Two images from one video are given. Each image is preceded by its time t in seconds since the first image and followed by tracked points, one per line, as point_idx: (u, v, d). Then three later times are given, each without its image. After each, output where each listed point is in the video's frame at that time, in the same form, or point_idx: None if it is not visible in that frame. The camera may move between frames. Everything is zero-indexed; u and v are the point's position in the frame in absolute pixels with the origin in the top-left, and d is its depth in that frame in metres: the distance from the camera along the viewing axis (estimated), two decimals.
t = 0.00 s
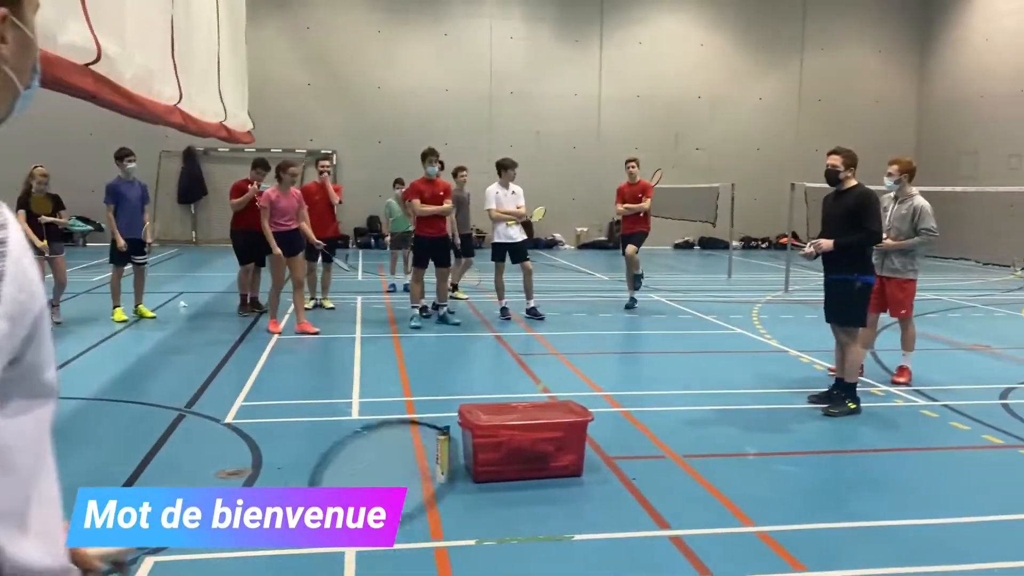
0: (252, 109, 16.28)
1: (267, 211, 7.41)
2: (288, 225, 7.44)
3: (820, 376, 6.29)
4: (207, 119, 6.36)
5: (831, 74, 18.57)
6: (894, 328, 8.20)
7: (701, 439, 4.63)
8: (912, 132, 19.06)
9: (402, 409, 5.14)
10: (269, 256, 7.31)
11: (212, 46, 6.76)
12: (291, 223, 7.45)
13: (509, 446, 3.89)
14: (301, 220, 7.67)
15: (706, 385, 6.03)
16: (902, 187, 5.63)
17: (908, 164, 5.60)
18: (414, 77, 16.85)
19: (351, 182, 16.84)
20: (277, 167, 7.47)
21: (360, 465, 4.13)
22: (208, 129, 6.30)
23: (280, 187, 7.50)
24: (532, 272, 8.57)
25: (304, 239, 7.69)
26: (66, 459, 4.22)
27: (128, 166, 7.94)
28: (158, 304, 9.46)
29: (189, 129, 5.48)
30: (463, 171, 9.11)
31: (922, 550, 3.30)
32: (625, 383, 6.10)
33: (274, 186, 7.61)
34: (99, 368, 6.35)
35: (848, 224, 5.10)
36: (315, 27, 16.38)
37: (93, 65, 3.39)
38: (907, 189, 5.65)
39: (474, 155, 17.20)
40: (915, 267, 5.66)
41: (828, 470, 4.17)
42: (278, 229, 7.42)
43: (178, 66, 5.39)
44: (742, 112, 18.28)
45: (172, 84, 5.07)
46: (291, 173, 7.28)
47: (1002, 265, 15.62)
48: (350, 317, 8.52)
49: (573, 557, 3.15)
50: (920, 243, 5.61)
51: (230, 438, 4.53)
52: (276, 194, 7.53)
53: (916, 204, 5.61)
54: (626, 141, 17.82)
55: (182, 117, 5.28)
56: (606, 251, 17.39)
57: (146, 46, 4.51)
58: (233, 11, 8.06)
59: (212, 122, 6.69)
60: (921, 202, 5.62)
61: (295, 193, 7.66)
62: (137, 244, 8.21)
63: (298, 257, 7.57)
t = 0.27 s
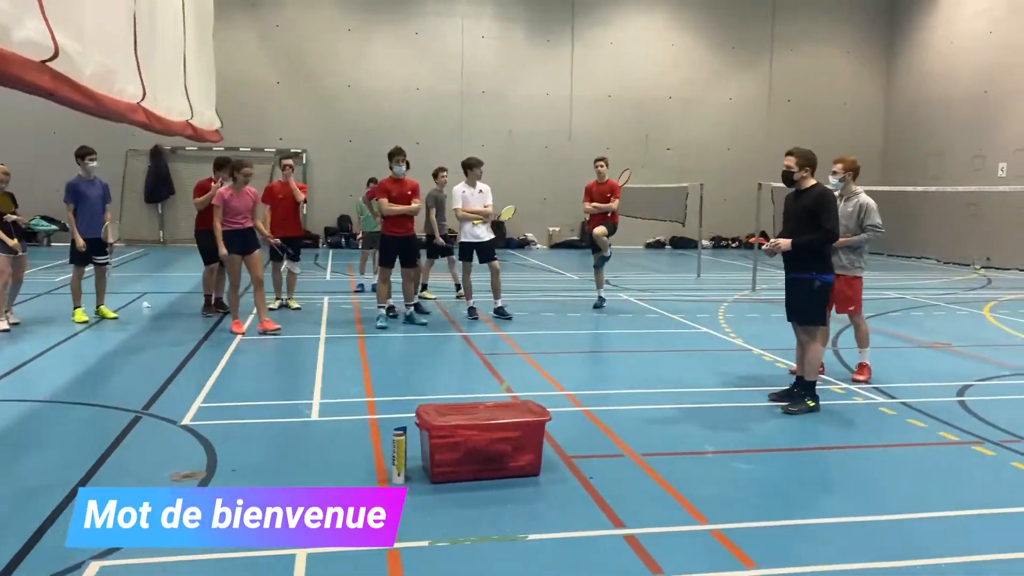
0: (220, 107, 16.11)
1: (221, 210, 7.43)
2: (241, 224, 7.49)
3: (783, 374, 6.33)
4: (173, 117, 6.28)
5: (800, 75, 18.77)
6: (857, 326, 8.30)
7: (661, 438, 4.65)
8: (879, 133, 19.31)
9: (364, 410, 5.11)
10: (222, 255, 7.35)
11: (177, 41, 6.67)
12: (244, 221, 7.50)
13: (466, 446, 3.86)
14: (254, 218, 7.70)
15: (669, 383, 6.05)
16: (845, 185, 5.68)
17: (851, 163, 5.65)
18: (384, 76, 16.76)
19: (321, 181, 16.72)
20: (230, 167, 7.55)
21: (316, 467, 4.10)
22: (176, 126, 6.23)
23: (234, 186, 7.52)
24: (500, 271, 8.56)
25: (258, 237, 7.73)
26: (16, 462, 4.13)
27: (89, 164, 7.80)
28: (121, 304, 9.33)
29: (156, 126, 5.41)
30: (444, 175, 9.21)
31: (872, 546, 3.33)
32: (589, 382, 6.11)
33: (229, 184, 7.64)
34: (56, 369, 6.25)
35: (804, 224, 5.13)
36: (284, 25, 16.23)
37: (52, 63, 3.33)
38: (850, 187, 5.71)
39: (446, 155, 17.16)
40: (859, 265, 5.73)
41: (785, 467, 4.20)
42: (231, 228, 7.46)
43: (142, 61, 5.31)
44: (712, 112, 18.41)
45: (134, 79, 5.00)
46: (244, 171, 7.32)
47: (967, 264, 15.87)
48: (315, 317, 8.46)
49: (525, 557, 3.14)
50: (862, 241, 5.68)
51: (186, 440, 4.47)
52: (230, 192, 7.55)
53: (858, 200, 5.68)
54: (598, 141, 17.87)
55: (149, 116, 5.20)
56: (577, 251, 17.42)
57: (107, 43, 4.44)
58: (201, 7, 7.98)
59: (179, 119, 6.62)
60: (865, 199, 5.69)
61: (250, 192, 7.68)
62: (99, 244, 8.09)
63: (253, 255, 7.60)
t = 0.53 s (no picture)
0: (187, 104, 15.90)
1: (180, 207, 7.34)
2: (203, 222, 7.41)
3: (750, 369, 6.37)
4: (139, 114, 6.20)
5: (769, 73, 18.91)
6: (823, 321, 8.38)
7: (627, 434, 4.65)
8: (847, 130, 19.52)
9: (329, 409, 5.07)
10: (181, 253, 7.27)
11: (142, 38, 6.56)
12: (205, 219, 7.41)
13: (429, 444, 3.82)
14: (216, 215, 7.62)
15: (637, 379, 6.07)
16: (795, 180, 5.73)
17: (799, 161, 5.74)
18: (354, 73, 16.66)
19: (290, 179, 16.59)
20: (191, 164, 7.45)
21: (279, 466, 4.05)
22: (141, 125, 6.12)
23: (194, 184, 7.44)
24: (469, 269, 8.52)
25: (220, 234, 7.65)
26: None
27: (50, 162, 7.67)
28: (84, 304, 9.18)
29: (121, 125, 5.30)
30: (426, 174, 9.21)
31: (832, 538, 3.36)
32: (558, 378, 6.11)
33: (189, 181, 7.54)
34: (15, 369, 6.13)
35: (768, 220, 5.17)
36: (253, 21, 16.05)
37: (7, 56, 3.27)
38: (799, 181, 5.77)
39: (416, 153, 17.10)
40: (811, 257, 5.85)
41: (749, 461, 4.22)
42: (192, 226, 7.39)
43: (104, 58, 5.21)
44: (682, 110, 18.52)
45: (96, 74, 4.91)
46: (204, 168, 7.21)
47: (932, 259, 16.10)
48: (283, 316, 8.38)
49: (487, 555, 3.12)
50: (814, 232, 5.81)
51: (146, 442, 4.39)
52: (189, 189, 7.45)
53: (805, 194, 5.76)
54: (569, 138, 17.90)
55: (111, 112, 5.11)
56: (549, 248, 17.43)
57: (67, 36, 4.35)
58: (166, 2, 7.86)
59: (146, 118, 6.50)
60: (815, 192, 5.77)
61: (212, 189, 7.60)
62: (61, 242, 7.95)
63: (216, 252, 7.53)
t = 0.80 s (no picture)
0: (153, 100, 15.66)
1: (143, 204, 7.21)
2: (167, 220, 7.28)
3: (720, 363, 6.39)
4: (102, 110, 6.08)
5: (738, 69, 19.02)
6: (792, 315, 8.43)
7: (597, 429, 4.65)
8: (815, 126, 19.70)
9: (297, 409, 5.01)
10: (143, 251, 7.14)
11: (105, 32, 6.43)
12: (168, 216, 7.28)
13: (398, 443, 3.78)
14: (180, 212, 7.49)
15: (608, 375, 6.07)
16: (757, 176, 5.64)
17: (762, 154, 5.72)
18: (324, 69, 16.51)
19: (259, 176, 16.41)
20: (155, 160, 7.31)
21: (245, 467, 4.00)
22: (104, 120, 6.00)
23: (158, 180, 7.26)
24: (440, 266, 8.48)
25: (185, 232, 7.53)
26: None
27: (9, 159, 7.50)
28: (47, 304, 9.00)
29: (83, 120, 5.18)
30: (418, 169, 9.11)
31: (801, 531, 3.37)
32: (529, 375, 6.09)
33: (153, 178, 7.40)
34: None
35: (735, 214, 5.19)
36: (220, 17, 15.85)
37: None
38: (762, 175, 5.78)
39: (387, 150, 17.00)
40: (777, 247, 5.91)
41: (718, 456, 4.24)
42: (155, 223, 7.26)
43: (65, 53, 5.10)
44: (652, 106, 18.58)
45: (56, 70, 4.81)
46: (167, 165, 7.06)
47: (899, 253, 16.31)
48: (251, 315, 8.28)
49: (455, 554, 3.09)
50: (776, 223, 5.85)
51: (107, 444, 4.30)
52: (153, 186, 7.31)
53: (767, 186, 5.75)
54: (540, 134, 17.90)
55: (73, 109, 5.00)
56: (521, 244, 17.41)
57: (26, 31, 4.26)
58: None
59: (109, 113, 6.38)
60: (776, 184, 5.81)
61: (175, 186, 7.47)
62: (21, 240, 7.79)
63: (180, 250, 7.41)
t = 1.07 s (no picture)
0: (123, 96, 15.41)
1: (119, 201, 7.09)
2: (142, 218, 7.18)
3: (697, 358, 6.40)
4: (71, 106, 5.94)
5: (712, 65, 19.10)
6: (767, 310, 8.49)
7: (575, 425, 4.63)
8: (788, 122, 19.85)
9: (271, 408, 4.95)
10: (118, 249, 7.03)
11: (72, 26, 6.30)
12: (144, 215, 7.18)
13: (375, 442, 3.73)
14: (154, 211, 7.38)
15: (586, 370, 6.05)
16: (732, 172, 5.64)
17: (736, 150, 5.72)
18: (296, 64, 16.35)
19: (232, 172, 16.22)
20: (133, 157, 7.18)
21: (219, 468, 3.93)
22: (73, 115, 5.87)
23: (135, 178, 7.17)
24: (416, 262, 8.42)
25: (158, 230, 7.43)
26: None
27: None
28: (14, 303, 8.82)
29: (51, 115, 5.06)
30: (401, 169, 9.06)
31: (780, 524, 3.37)
32: (506, 371, 6.05)
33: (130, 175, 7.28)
34: None
35: (709, 208, 5.19)
36: (191, 11, 15.64)
37: None
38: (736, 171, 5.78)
39: (361, 146, 16.88)
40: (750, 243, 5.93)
41: (697, 450, 4.24)
42: (129, 221, 7.14)
43: (31, 47, 4.98)
44: (627, 101, 18.61)
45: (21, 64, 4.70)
46: (149, 164, 6.94)
47: (871, 247, 16.48)
48: (224, 313, 8.17)
49: (434, 553, 3.05)
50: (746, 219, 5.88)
51: (77, 446, 4.21)
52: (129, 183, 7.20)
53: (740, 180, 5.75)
54: (515, 130, 17.87)
55: (40, 103, 4.88)
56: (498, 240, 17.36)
57: None
58: None
59: (78, 109, 6.24)
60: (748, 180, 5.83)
61: (152, 184, 7.36)
62: None
63: (153, 249, 7.32)
